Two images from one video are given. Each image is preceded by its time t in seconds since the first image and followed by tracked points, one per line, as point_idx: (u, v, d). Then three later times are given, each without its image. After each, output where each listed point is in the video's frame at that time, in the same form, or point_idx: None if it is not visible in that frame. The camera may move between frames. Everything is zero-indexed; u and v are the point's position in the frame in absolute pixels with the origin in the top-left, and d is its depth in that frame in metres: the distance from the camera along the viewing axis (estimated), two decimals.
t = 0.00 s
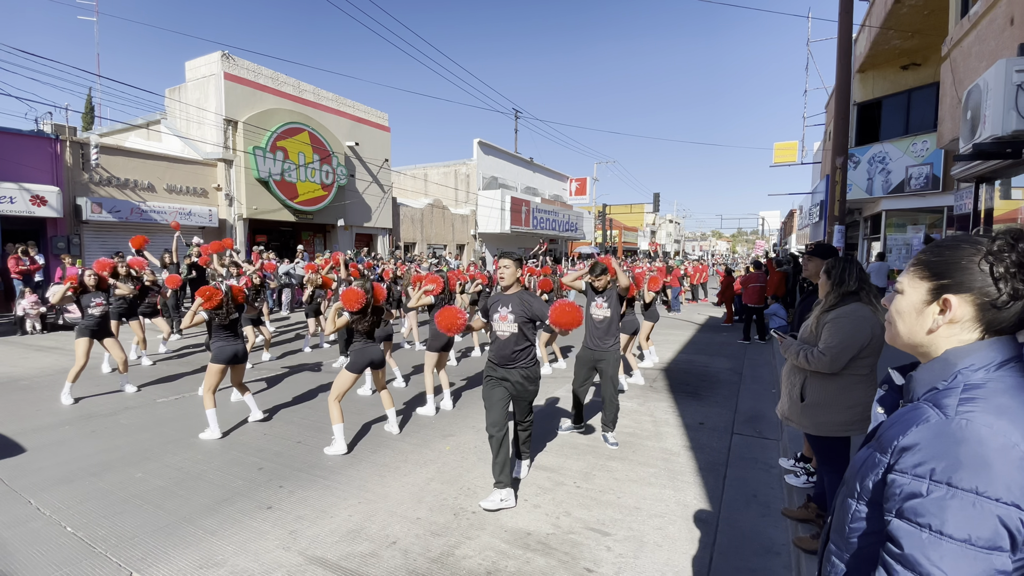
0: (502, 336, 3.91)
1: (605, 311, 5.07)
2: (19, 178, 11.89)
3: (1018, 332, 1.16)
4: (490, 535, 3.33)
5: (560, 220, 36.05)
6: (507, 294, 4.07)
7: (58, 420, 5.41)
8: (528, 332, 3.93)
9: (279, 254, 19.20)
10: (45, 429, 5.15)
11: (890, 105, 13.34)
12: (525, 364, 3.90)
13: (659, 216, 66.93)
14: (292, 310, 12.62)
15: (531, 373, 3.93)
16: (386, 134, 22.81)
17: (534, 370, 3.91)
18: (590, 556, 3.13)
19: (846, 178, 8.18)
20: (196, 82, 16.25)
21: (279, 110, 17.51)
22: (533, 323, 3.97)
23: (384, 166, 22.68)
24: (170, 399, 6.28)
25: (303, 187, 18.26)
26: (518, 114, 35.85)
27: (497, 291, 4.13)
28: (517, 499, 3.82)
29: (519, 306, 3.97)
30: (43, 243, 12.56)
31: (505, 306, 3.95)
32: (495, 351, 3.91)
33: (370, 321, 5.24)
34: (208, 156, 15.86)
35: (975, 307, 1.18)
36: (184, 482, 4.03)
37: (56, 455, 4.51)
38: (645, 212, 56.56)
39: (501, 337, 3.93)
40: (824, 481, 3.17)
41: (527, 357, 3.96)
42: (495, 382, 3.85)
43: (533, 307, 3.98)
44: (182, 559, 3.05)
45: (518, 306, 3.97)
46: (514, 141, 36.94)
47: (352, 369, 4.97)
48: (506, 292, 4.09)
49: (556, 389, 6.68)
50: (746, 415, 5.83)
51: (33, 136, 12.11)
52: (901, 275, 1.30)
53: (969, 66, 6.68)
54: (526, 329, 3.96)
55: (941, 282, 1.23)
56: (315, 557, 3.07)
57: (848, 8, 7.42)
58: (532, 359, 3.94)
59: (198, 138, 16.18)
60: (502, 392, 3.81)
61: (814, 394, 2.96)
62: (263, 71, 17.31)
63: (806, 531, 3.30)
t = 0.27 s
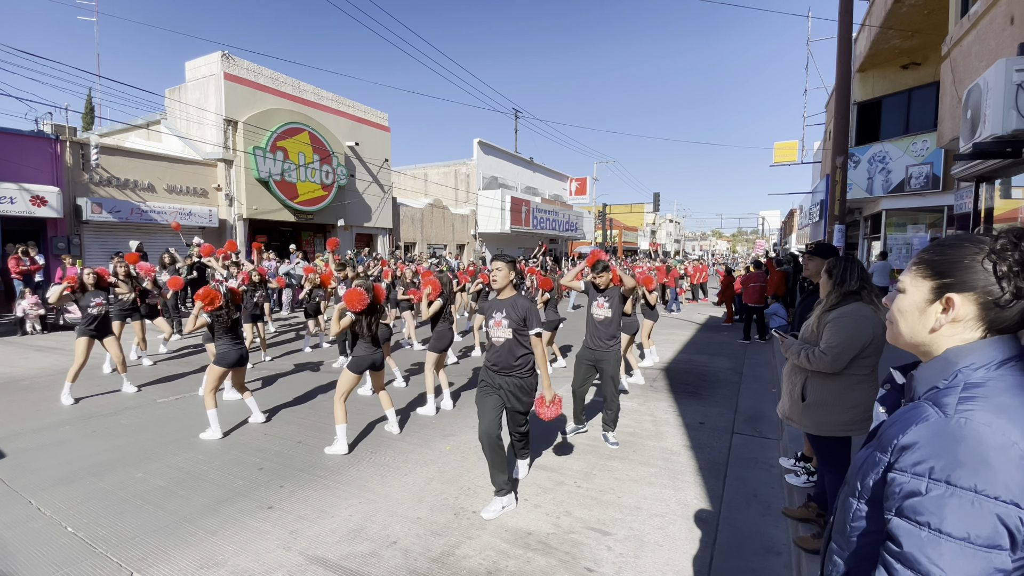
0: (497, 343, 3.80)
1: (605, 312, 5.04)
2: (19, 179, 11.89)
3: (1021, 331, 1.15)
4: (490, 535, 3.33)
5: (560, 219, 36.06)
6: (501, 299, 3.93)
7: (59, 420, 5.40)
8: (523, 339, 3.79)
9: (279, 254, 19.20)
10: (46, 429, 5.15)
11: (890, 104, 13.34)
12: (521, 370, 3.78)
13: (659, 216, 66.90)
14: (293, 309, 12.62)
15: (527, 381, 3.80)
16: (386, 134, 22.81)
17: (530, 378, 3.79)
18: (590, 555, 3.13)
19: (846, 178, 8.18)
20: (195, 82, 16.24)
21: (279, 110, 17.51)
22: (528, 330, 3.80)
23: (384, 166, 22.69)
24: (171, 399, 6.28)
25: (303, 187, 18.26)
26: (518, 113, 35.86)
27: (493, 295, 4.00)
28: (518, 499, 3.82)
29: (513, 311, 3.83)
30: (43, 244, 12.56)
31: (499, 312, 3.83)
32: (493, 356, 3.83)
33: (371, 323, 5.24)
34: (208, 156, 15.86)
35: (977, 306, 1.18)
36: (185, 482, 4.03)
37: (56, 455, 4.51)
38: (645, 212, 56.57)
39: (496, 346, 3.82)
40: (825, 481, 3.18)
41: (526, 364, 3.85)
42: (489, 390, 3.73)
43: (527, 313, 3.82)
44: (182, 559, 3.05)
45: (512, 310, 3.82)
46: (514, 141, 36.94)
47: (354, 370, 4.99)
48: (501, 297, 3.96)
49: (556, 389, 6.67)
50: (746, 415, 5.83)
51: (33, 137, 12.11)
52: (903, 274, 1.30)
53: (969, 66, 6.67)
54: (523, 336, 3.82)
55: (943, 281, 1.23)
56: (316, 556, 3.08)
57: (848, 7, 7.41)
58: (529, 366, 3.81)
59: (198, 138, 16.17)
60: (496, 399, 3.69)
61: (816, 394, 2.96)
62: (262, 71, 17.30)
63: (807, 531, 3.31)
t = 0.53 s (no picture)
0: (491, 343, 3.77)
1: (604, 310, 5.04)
2: (19, 179, 11.88)
3: None
4: (491, 535, 3.33)
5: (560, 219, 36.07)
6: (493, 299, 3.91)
7: (59, 420, 5.40)
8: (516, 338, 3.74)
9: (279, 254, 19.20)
10: (46, 429, 5.15)
11: (890, 104, 13.33)
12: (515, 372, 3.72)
13: (659, 216, 66.91)
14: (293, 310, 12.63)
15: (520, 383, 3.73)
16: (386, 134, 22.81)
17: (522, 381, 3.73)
18: (591, 555, 3.13)
19: (846, 177, 8.18)
20: (195, 82, 16.24)
21: (279, 110, 17.51)
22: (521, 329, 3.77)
23: (384, 166, 22.69)
24: (171, 399, 6.28)
25: (302, 187, 18.26)
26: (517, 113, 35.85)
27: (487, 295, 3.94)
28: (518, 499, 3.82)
29: (507, 310, 3.79)
30: (43, 244, 12.55)
31: (493, 311, 3.79)
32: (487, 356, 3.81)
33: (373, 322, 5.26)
34: (208, 157, 15.85)
35: (980, 305, 1.18)
36: (185, 483, 4.03)
37: (55, 456, 4.50)
38: (645, 212, 56.58)
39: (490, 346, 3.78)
40: (826, 480, 3.18)
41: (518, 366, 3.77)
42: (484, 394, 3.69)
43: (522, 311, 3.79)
44: (183, 559, 3.05)
45: (505, 310, 3.79)
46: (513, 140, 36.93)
47: (360, 365, 5.03)
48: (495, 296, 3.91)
49: (556, 389, 6.67)
50: (746, 414, 5.83)
51: (33, 137, 12.11)
52: (906, 272, 1.30)
53: (968, 65, 6.67)
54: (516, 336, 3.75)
55: (945, 280, 1.23)
56: (316, 556, 3.07)
57: (848, 6, 7.41)
58: (519, 368, 3.73)
59: (197, 138, 16.17)
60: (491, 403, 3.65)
61: (817, 394, 2.96)
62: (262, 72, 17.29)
63: (807, 531, 3.31)
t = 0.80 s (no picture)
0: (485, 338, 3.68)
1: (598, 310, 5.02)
2: (18, 180, 11.88)
3: None
4: (491, 535, 3.33)
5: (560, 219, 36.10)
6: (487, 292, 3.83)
7: (58, 421, 5.40)
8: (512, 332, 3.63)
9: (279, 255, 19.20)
10: (46, 430, 5.15)
11: (889, 104, 13.34)
12: (511, 368, 3.60)
13: (659, 216, 66.93)
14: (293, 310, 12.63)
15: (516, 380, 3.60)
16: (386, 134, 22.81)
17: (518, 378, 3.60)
18: (591, 555, 3.13)
19: (846, 177, 8.19)
20: (195, 83, 16.24)
21: (278, 110, 17.51)
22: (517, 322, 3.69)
23: (384, 166, 22.69)
24: (171, 400, 6.28)
25: (302, 187, 18.27)
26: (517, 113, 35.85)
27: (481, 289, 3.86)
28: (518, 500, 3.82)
29: (502, 305, 3.72)
30: (43, 245, 12.55)
31: (487, 305, 3.73)
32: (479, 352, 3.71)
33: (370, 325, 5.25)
34: (208, 157, 15.85)
35: (979, 305, 1.18)
36: (185, 483, 4.03)
37: (55, 456, 4.50)
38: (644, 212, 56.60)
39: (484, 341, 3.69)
40: (826, 480, 3.18)
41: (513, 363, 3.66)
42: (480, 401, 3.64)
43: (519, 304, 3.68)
44: (183, 560, 3.05)
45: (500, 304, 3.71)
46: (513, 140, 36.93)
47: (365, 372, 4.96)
48: (489, 290, 3.83)
49: (556, 390, 6.67)
50: (746, 414, 5.83)
51: (33, 138, 12.11)
52: (906, 271, 1.30)
53: (968, 65, 6.68)
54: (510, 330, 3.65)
55: (945, 279, 1.23)
56: (316, 557, 3.08)
57: (848, 7, 7.41)
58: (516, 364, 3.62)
59: (197, 139, 16.18)
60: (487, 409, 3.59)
61: (818, 394, 2.96)
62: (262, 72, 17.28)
63: (807, 530, 3.31)
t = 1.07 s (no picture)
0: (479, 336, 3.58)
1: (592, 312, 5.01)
2: (17, 180, 11.88)
3: None
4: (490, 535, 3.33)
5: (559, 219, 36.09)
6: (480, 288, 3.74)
7: (58, 422, 5.40)
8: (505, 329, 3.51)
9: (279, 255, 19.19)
10: (45, 431, 5.14)
11: (889, 104, 13.35)
12: (506, 366, 3.48)
13: (659, 216, 66.95)
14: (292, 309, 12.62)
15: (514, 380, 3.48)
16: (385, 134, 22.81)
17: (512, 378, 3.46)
18: (591, 555, 3.13)
19: (845, 177, 8.19)
20: (194, 83, 16.24)
21: (278, 111, 17.50)
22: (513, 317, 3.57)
23: (384, 167, 22.69)
24: (170, 400, 6.27)
25: (302, 188, 18.27)
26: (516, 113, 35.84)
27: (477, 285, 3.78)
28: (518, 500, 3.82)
29: (498, 299, 3.59)
30: (42, 246, 12.54)
31: (483, 300, 3.64)
32: (475, 350, 3.62)
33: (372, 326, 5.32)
34: (207, 158, 15.85)
35: (981, 303, 1.18)
36: (185, 484, 4.03)
37: (55, 457, 4.49)
38: (644, 212, 56.61)
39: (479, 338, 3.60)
40: (826, 479, 3.18)
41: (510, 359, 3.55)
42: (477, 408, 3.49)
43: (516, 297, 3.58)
44: (182, 560, 3.05)
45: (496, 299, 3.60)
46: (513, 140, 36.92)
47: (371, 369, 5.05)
48: (484, 285, 3.74)
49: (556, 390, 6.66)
50: (746, 414, 5.83)
51: (32, 138, 12.10)
52: (907, 271, 1.30)
53: (966, 65, 6.68)
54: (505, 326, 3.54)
55: (946, 278, 1.23)
56: (316, 557, 3.07)
57: (847, 7, 7.41)
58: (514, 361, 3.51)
59: (197, 139, 16.19)
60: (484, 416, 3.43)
61: (818, 394, 2.96)
62: (261, 73, 17.27)
63: (807, 530, 3.32)
